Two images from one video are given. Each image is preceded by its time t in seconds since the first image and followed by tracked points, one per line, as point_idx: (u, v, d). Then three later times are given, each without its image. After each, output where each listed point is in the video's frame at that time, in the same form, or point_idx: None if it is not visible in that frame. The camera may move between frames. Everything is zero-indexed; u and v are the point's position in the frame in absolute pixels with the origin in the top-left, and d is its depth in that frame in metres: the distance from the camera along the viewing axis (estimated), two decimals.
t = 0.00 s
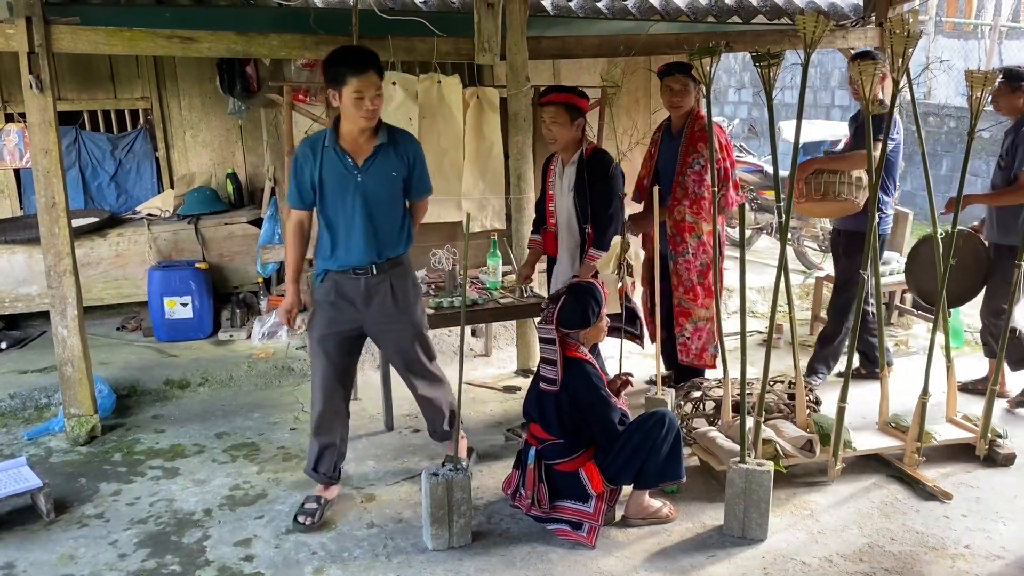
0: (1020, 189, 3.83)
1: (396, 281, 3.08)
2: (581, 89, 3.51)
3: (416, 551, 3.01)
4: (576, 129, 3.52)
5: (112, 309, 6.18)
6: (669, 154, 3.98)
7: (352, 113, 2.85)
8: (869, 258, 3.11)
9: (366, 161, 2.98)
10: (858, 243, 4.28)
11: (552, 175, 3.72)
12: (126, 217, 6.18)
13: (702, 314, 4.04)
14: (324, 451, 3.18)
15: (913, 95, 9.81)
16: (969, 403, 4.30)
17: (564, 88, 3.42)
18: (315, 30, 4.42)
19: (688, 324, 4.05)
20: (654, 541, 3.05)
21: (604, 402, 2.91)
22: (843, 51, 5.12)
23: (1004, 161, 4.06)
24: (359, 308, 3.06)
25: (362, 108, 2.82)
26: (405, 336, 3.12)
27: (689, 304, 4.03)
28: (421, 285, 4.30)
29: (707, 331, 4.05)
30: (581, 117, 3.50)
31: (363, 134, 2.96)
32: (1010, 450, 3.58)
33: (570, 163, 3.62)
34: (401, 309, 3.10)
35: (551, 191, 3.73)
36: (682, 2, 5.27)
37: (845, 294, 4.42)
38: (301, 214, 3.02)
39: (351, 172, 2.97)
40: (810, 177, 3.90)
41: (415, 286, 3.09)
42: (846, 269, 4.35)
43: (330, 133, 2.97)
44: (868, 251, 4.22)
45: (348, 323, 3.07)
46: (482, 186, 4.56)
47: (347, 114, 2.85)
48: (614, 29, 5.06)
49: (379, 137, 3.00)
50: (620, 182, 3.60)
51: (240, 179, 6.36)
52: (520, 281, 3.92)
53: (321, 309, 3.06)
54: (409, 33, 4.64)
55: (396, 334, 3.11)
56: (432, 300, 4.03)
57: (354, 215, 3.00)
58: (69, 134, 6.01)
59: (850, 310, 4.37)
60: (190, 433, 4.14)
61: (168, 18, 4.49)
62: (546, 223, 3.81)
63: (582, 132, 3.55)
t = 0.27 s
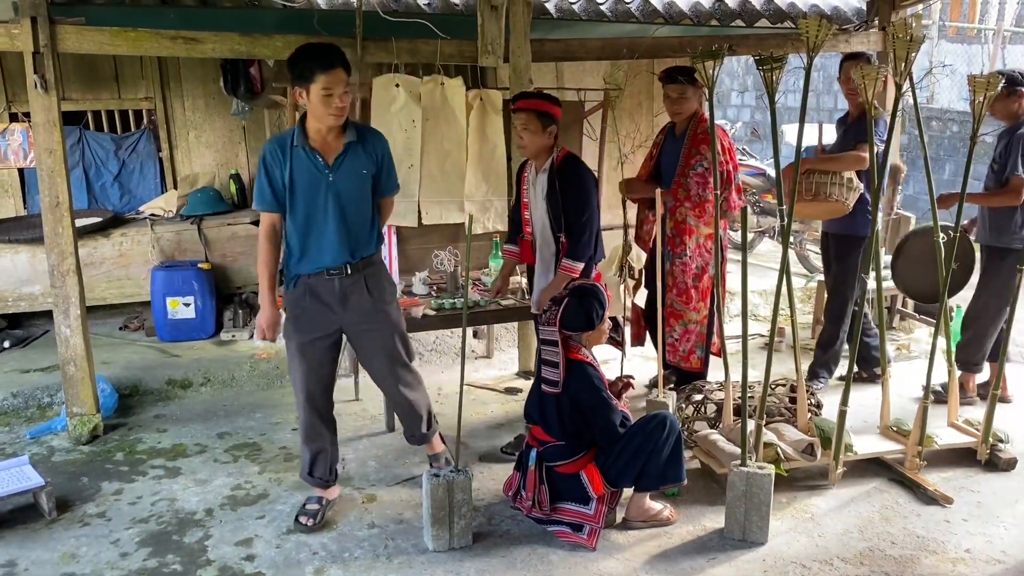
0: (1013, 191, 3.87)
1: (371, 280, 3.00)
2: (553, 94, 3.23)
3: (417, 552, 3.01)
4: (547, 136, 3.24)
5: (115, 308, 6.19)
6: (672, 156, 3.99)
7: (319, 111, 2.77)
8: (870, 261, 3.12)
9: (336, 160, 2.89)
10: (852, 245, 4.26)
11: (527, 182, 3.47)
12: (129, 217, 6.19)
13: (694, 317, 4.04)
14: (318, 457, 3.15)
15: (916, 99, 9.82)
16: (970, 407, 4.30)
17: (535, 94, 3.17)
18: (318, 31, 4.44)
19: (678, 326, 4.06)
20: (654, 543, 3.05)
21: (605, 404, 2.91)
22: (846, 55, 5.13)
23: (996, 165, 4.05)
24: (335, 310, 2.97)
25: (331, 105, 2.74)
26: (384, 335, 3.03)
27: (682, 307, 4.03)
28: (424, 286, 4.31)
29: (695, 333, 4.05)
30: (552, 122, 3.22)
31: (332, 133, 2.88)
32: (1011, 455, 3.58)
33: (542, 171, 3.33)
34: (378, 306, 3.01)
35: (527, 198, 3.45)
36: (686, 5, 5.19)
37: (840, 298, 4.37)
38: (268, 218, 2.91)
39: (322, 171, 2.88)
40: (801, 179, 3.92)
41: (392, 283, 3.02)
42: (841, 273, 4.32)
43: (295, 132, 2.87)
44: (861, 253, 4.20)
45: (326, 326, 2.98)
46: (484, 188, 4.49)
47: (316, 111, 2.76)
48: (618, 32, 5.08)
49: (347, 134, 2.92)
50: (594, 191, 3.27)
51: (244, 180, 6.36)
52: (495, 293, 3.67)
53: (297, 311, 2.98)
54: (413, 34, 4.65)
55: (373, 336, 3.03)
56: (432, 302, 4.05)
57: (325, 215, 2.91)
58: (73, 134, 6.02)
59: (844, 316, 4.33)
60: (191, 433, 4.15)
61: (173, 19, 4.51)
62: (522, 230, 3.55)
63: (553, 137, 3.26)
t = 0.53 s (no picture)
0: (1002, 199, 3.92)
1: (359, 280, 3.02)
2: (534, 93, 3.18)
3: (420, 552, 3.03)
4: (527, 135, 3.20)
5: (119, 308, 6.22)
6: (677, 160, 3.99)
7: (305, 111, 2.75)
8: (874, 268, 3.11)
9: (324, 160, 2.88)
10: (847, 253, 4.24)
11: (506, 180, 3.40)
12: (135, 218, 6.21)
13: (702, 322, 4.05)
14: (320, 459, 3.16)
15: (920, 105, 9.84)
16: (972, 412, 4.31)
17: (513, 92, 3.11)
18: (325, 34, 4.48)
19: (689, 335, 4.03)
20: (656, 546, 3.06)
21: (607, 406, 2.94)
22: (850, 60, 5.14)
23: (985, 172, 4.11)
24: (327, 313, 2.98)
25: (316, 105, 2.72)
26: (373, 335, 3.06)
27: (690, 313, 4.02)
28: (427, 287, 4.34)
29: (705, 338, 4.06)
30: (531, 121, 3.17)
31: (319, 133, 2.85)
32: (1013, 460, 3.59)
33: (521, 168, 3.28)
34: (368, 307, 3.04)
35: (506, 196, 3.41)
36: (690, 9, 5.25)
37: (837, 306, 4.35)
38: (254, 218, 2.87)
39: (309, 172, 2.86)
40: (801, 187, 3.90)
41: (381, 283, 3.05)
42: (836, 281, 4.30)
43: (282, 133, 2.84)
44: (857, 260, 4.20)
45: (319, 329, 2.99)
46: (489, 192, 4.57)
47: (303, 112, 2.74)
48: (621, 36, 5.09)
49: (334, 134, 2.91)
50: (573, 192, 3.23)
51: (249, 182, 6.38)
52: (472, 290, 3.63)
53: (288, 316, 2.97)
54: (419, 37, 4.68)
55: (363, 335, 3.05)
56: (437, 304, 4.08)
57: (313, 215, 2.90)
58: (79, 134, 6.05)
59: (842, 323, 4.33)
60: (196, 432, 4.16)
61: (179, 21, 4.53)
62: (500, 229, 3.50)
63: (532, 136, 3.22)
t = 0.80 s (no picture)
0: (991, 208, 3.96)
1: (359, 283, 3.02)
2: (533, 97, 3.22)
3: (423, 552, 3.04)
4: (523, 139, 3.24)
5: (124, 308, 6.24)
6: (677, 165, 3.98)
7: (305, 111, 2.77)
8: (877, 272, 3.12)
9: (324, 162, 2.89)
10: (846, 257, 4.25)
11: (502, 183, 3.45)
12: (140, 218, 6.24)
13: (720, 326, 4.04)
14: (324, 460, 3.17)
15: (925, 111, 9.85)
16: (975, 418, 4.32)
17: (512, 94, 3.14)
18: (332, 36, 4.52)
19: (705, 338, 4.01)
20: (659, 548, 3.07)
21: (612, 409, 2.93)
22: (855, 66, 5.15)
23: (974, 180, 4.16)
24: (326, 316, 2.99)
25: (317, 106, 2.74)
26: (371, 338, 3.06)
27: (705, 317, 3.99)
28: (432, 289, 4.32)
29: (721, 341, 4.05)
30: (526, 125, 3.21)
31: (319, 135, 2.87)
32: (1016, 466, 3.59)
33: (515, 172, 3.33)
34: (367, 309, 3.04)
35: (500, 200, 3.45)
36: (696, 16, 5.42)
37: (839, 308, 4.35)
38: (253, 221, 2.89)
39: (309, 174, 2.87)
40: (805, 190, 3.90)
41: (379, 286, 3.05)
42: (838, 285, 4.32)
43: (282, 135, 2.86)
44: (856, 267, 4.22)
45: (318, 332, 3.01)
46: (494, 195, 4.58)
47: (303, 113, 2.76)
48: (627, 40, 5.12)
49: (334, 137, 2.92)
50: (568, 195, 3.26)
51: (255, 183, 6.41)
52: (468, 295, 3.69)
53: (288, 320, 2.98)
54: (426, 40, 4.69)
55: (362, 338, 3.06)
56: (441, 305, 4.07)
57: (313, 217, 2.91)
58: (86, 134, 6.07)
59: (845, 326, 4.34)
60: (200, 432, 4.18)
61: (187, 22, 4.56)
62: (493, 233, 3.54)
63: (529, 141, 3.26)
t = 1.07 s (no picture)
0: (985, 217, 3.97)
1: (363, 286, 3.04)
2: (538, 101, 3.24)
3: (425, 553, 3.05)
4: (525, 143, 3.26)
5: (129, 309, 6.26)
6: (667, 174, 3.93)
7: (308, 116, 2.79)
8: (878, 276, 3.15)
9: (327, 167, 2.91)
10: (845, 264, 4.27)
11: (502, 188, 3.46)
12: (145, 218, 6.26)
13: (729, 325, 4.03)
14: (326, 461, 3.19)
15: (928, 117, 9.87)
16: (975, 423, 4.33)
17: (517, 96, 3.17)
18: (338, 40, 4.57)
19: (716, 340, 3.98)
20: (660, 551, 3.09)
21: (615, 413, 2.94)
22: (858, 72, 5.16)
23: (963, 186, 4.23)
24: (330, 319, 3.01)
25: (320, 110, 2.76)
26: (375, 341, 3.07)
27: (714, 319, 3.97)
28: (436, 291, 4.32)
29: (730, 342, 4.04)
30: (528, 129, 3.23)
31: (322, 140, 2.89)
32: (1016, 472, 3.60)
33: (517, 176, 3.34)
34: (371, 312, 3.06)
35: (500, 203, 3.47)
36: (700, 21, 5.47)
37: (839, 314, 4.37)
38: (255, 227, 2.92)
39: (313, 178, 2.89)
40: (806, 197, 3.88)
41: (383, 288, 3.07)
42: (837, 291, 4.33)
43: (285, 141, 2.87)
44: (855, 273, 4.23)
45: (324, 336, 3.02)
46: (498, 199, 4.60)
47: (308, 118, 2.78)
48: (631, 45, 5.16)
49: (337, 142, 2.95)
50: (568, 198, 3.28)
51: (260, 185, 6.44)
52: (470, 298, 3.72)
53: (294, 327, 3.00)
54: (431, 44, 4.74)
55: (367, 341, 3.06)
56: (444, 308, 4.08)
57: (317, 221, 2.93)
58: (92, 134, 6.10)
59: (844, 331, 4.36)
60: (203, 432, 4.20)
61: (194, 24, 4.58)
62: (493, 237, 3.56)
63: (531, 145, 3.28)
